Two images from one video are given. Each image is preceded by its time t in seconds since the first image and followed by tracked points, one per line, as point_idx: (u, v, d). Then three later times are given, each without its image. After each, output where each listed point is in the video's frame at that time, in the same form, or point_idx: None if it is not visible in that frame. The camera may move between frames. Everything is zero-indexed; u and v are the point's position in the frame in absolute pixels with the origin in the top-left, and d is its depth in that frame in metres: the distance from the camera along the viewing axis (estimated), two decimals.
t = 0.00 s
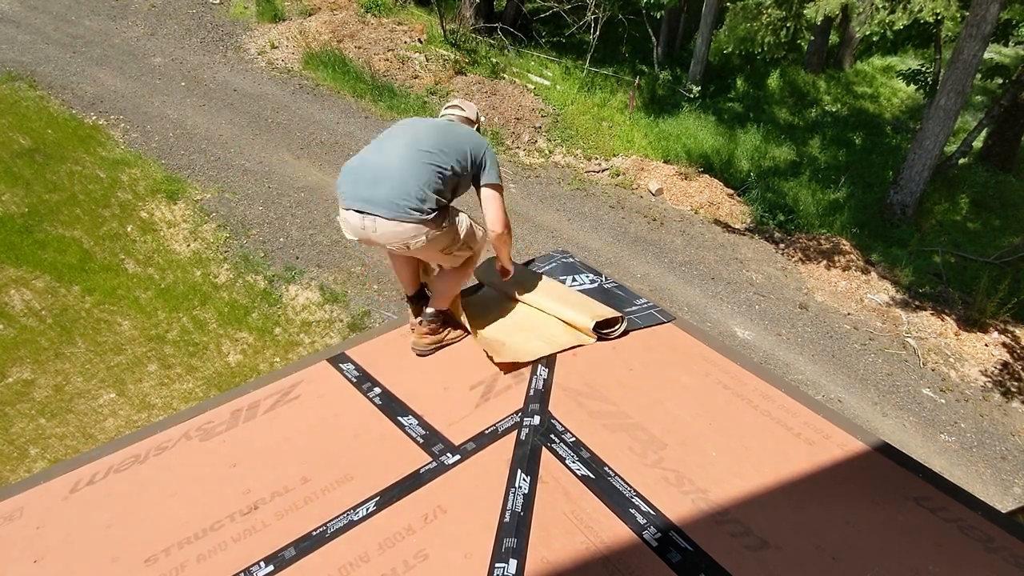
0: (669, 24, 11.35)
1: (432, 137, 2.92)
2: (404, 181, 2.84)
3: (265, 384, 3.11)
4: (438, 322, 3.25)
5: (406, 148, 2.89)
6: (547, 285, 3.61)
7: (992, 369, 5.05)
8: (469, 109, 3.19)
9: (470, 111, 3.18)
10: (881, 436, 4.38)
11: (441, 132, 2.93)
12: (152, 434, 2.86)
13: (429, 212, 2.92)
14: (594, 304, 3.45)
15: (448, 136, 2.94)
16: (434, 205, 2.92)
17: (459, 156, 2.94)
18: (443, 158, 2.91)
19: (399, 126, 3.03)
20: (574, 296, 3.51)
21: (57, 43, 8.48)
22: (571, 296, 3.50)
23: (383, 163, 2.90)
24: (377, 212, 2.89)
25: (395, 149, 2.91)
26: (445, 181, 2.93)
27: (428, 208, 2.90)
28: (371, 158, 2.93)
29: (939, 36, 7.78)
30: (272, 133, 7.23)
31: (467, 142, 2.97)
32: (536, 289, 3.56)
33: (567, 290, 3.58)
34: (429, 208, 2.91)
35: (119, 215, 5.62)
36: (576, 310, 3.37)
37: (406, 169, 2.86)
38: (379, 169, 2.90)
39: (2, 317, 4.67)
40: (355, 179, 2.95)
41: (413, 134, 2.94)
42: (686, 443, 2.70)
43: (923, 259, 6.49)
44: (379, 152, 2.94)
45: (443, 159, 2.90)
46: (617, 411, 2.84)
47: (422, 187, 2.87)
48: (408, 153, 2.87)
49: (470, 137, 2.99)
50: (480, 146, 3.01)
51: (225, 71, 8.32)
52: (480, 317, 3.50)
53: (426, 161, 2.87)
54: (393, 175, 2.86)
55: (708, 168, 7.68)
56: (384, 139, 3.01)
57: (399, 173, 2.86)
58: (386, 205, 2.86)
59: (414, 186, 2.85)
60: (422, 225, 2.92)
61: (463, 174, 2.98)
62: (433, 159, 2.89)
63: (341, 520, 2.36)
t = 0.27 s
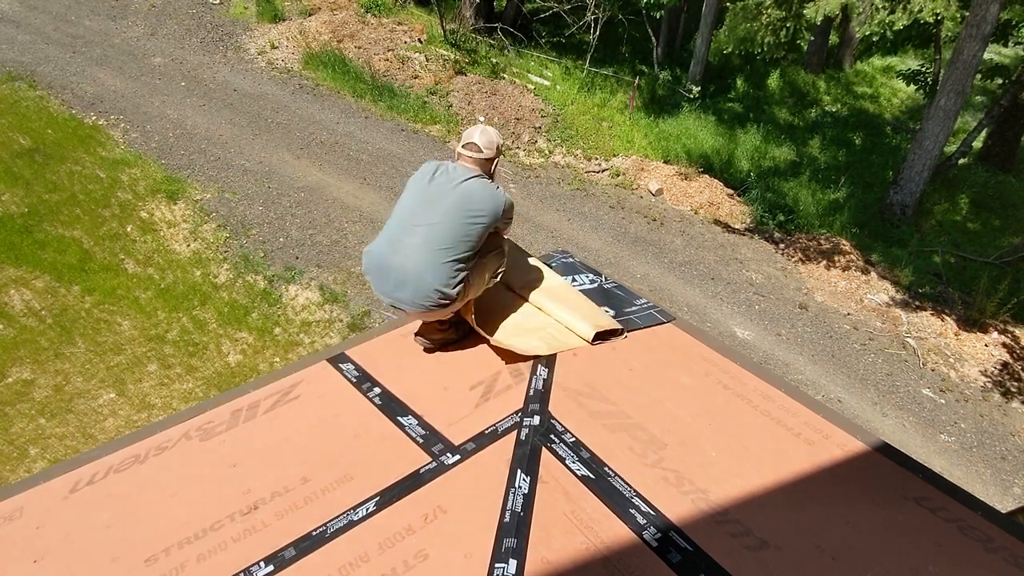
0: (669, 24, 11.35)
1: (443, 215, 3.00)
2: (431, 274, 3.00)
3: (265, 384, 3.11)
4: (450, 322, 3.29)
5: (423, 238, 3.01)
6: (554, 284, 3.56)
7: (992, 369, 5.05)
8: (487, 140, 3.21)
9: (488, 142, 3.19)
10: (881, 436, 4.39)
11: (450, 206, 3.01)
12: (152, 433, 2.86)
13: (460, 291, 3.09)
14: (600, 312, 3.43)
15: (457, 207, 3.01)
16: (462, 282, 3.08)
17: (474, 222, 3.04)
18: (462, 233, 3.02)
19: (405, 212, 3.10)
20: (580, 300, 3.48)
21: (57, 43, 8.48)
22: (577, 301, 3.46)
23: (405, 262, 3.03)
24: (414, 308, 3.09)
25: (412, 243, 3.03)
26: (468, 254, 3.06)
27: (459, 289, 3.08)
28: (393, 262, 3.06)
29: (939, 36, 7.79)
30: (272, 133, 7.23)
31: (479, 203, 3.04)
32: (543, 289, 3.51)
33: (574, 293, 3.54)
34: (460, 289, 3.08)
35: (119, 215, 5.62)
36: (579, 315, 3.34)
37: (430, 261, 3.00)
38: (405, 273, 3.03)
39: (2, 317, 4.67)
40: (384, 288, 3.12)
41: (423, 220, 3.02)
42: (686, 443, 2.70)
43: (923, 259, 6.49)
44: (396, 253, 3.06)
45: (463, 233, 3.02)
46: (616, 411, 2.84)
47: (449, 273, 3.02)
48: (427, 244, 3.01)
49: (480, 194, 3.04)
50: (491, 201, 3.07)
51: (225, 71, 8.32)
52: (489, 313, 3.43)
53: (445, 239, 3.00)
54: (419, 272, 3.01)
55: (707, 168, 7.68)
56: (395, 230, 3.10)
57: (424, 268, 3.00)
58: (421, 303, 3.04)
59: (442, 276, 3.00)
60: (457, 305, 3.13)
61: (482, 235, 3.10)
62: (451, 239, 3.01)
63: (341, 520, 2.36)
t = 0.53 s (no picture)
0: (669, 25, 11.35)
1: (441, 188, 3.09)
2: (414, 242, 3.10)
3: (265, 384, 3.11)
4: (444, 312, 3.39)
5: (418, 206, 3.11)
6: (557, 286, 3.62)
7: (992, 369, 5.05)
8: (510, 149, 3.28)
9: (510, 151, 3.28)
10: (881, 436, 4.39)
11: (449, 183, 3.08)
12: (152, 434, 2.86)
13: (439, 264, 3.19)
14: (600, 313, 3.44)
15: (456, 185, 3.08)
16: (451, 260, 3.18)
17: (468, 202, 3.10)
18: (454, 214, 3.10)
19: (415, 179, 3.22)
20: (582, 301, 3.51)
21: (57, 43, 8.47)
22: (578, 301, 3.49)
23: (397, 224, 3.16)
24: (394, 270, 3.22)
25: (408, 208, 3.14)
26: (455, 231, 3.13)
27: (437, 261, 3.17)
28: (388, 220, 3.19)
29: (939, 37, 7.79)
30: (272, 133, 7.23)
31: (478, 185, 3.11)
32: (545, 290, 3.57)
33: (575, 293, 3.57)
34: (439, 261, 3.17)
35: (119, 215, 5.62)
36: (581, 317, 3.36)
37: (417, 229, 3.10)
38: (394, 234, 3.16)
39: (2, 317, 4.67)
40: (375, 243, 3.26)
41: (423, 189, 3.13)
42: (686, 443, 2.70)
43: (923, 259, 6.49)
44: (393, 213, 3.19)
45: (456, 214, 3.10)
46: (616, 411, 2.84)
47: (430, 245, 3.10)
48: (420, 211, 3.10)
49: (481, 178, 3.11)
50: (491, 187, 3.13)
51: (225, 71, 8.32)
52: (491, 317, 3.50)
53: (439, 217, 3.09)
54: (405, 238, 3.11)
55: (707, 168, 7.68)
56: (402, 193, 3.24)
57: (410, 234, 3.10)
58: (400, 267, 3.17)
59: (424, 246, 3.10)
60: (433, 278, 3.22)
61: (474, 218, 3.16)
62: (443, 218, 3.09)
63: (341, 520, 2.36)
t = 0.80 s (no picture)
0: (669, 25, 11.35)
1: (445, 197, 3.09)
2: (429, 254, 3.06)
3: (265, 384, 3.11)
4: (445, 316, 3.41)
5: (425, 217, 3.08)
6: (558, 279, 3.62)
7: (992, 369, 5.04)
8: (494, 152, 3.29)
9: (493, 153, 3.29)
10: (881, 436, 4.39)
11: (451, 189, 3.09)
12: (152, 434, 2.86)
13: (454, 272, 3.17)
14: (603, 312, 3.43)
15: (459, 191, 3.10)
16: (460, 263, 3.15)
17: (473, 206, 3.12)
18: (460, 217, 3.10)
19: (412, 191, 3.19)
20: (584, 298, 3.51)
21: (57, 43, 8.47)
22: (580, 298, 3.49)
23: (406, 238, 3.11)
24: (403, 281, 3.16)
25: (414, 221, 3.10)
26: (465, 237, 3.13)
27: (453, 270, 3.15)
28: (394, 236, 3.15)
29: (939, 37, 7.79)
30: (272, 133, 7.23)
31: (480, 188, 3.13)
32: (550, 285, 3.55)
33: (577, 290, 3.57)
34: (454, 270, 3.16)
35: (119, 216, 5.62)
36: (583, 316, 3.35)
37: (429, 241, 3.07)
38: (400, 242, 3.13)
39: (2, 318, 4.67)
40: (383, 262, 3.20)
41: (426, 200, 3.10)
42: (686, 443, 2.70)
43: (923, 259, 6.49)
44: (398, 227, 3.14)
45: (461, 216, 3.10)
46: (616, 411, 2.84)
47: (445, 254, 3.08)
48: (428, 222, 3.08)
49: (482, 179, 3.14)
50: (491, 188, 3.16)
51: (225, 72, 8.32)
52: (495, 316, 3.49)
53: (445, 222, 3.08)
54: (418, 251, 3.07)
55: (707, 168, 7.69)
56: (401, 205, 3.20)
57: (423, 246, 3.07)
58: (410, 276, 3.12)
59: (439, 257, 3.07)
60: (450, 287, 3.19)
61: (480, 220, 3.18)
62: (449, 223, 3.08)
63: (340, 521, 2.36)
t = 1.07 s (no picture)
0: (669, 25, 11.35)
1: (444, 199, 3.08)
2: (430, 257, 3.05)
3: (265, 384, 3.11)
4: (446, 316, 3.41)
5: (424, 221, 3.07)
6: (560, 279, 3.61)
7: (992, 369, 5.04)
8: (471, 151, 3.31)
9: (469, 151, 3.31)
10: (881, 436, 4.39)
11: (450, 192, 3.09)
12: (152, 435, 2.86)
13: (455, 276, 3.17)
14: (604, 313, 3.43)
15: (458, 193, 3.09)
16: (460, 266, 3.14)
17: (473, 209, 3.12)
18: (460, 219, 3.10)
19: (409, 193, 3.17)
20: (585, 298, 3.51)
21: (57, 43, 8.47)
22: (580, 297, 3.49)
23: (405, 242, 3.09)
24: (403, 284, 3.14)
25: (413, 225, 3.08)
26: (466, 240, 3.14)
27: (454, 274, 3.15)
28: (393, 239, 3.12)
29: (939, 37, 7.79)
30: (272, 132, 7.23)
31: (478, 190, 3.14)
32: (551, 285, 3.55)
33: (578, 289, 3.57)
34: (455, 274, 3.16)
35: (119, 216, 5.62)
36: (583, 315, 3.34)
37: (429, 245, 3.05)
38: (399, 246, 3.10)
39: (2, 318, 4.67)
40: (381, 265, 3.17)
41: (424, 204, 3.08)
42: (686, 443, 2.70)
43: (923, 259, 6.49)
44: (396, 231, 3.12)
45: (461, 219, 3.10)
46: (616, 411, 2.84)
47: (446, 258, 3.08)
48: (428, 226, 3.06)
49: (479, 181, 3.15)
50: (488, 189, 3.17)
51: (225, 72, 8.32)
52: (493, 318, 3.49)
53: (445, 225, 3.06)
54: (418, 255, 3.06)
55: (707, 168, 7.69)
56: (398, 208, 3.18)
57: (423, 250, 3.05)
58: (410, 279, 3.09)
59: (441, 261, 3.06)
60: (451, 291, 3.19)
61: (478, 221, 3.18)
62: (450, 225, 3.08)
63: (340, 521, 2.36)
